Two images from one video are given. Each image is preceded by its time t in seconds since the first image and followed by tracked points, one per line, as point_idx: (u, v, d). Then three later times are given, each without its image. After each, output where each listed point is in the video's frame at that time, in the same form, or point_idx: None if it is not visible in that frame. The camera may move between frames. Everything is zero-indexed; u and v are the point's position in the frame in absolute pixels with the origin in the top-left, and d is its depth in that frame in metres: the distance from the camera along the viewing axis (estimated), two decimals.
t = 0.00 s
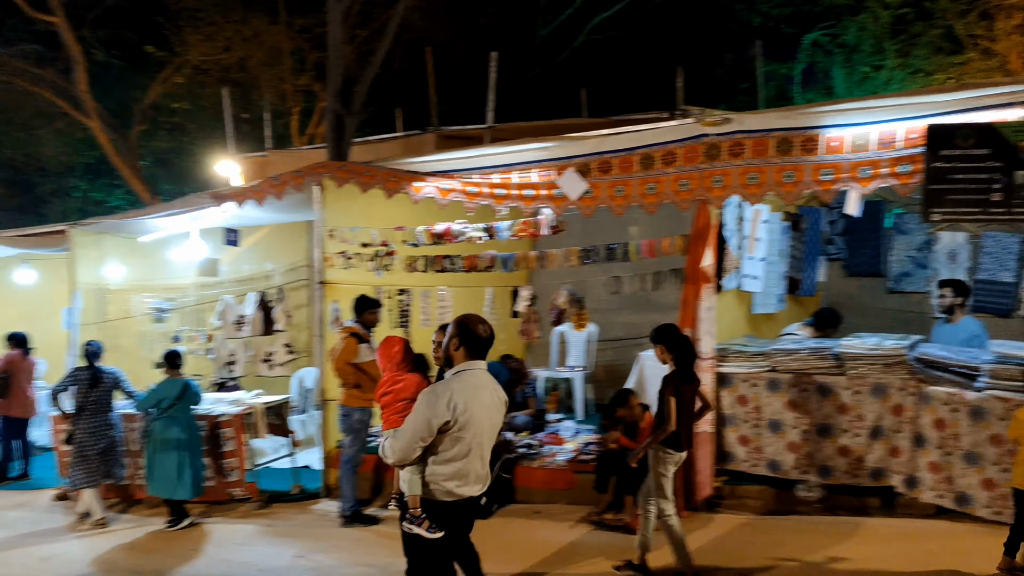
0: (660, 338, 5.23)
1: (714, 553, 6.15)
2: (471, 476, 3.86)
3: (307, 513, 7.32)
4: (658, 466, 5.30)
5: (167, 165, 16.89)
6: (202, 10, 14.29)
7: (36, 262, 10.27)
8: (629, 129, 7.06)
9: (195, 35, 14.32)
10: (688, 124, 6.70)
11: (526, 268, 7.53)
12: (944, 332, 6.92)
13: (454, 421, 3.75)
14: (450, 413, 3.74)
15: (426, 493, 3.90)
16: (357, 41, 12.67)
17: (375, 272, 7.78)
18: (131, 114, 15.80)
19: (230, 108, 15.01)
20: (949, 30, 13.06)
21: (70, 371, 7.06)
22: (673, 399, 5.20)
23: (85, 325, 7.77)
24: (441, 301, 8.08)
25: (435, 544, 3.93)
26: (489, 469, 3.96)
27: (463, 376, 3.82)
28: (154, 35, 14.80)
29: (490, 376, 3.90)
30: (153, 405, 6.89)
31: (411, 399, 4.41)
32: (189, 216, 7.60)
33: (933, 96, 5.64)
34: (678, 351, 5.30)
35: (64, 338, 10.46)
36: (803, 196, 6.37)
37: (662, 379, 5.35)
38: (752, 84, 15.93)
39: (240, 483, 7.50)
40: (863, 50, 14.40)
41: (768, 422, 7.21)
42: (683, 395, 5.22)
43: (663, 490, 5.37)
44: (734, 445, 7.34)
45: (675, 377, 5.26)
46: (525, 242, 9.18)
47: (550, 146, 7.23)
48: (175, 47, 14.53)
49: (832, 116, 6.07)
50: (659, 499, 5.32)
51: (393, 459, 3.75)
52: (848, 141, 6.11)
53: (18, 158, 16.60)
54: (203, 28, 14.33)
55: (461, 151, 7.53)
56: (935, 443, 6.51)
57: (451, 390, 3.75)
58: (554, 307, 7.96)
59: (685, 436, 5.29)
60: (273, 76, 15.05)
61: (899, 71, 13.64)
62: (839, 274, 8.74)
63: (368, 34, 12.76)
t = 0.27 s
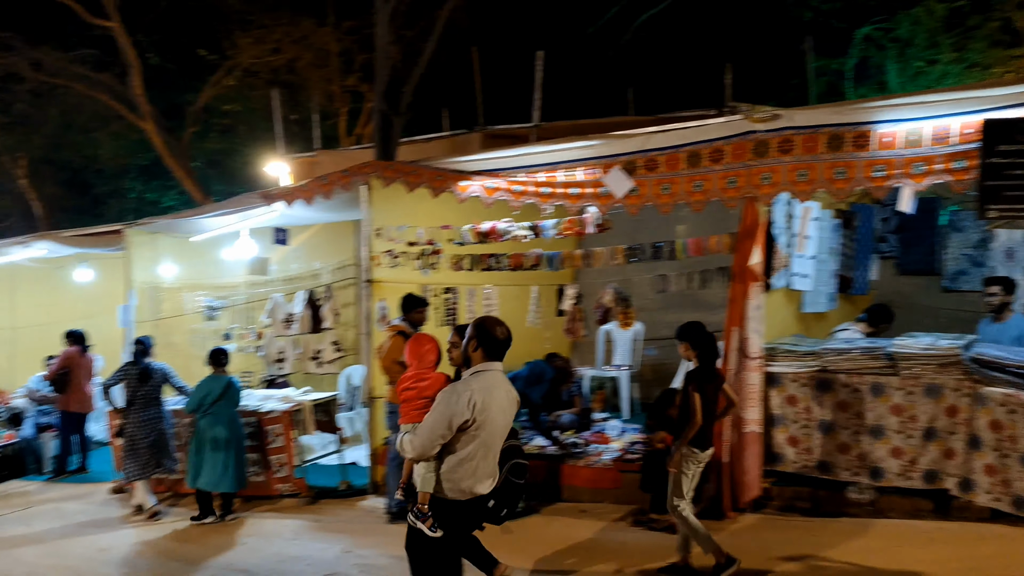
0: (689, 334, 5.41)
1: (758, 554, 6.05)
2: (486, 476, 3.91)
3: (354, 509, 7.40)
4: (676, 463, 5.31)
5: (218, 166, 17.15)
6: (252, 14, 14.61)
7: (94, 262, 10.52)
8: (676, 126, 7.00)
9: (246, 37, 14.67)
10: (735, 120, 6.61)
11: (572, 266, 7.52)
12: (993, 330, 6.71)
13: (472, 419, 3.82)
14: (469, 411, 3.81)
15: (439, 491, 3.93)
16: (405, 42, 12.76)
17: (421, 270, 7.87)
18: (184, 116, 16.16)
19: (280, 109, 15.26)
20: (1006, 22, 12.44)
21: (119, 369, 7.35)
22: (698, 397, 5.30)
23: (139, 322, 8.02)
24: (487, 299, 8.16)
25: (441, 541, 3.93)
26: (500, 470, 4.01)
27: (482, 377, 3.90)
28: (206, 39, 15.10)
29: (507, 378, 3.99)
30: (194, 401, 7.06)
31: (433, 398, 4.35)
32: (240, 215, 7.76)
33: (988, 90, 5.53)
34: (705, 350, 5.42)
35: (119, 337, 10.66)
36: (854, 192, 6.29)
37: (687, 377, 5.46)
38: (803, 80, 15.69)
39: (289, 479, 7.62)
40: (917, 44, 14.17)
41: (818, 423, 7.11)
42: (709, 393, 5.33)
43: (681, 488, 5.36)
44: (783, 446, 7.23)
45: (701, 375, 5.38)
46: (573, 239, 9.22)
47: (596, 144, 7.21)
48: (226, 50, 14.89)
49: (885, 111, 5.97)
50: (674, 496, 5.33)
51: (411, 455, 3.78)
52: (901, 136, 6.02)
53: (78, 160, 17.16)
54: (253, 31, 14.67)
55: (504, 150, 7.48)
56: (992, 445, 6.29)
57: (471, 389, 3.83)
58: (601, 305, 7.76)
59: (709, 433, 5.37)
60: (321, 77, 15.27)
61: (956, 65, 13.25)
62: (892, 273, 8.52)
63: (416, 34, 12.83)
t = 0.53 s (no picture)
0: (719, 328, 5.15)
1: (814, 553, 5.93)
2: (507, 466, 3.81)
3: (407, 501, 7.48)
4: (715, 460, 5.12)
5: (274, 162, 17.59)
6: (309, 12, 14.49)
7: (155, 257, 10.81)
8: (733, 118, 6.87)
9: (301, 36, 14.48)
10: (794, 112, 6.48)
11: (625, 261, 7.43)
12: None
13: (492, 409, 3.73)
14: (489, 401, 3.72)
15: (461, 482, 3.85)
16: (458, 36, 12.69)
17: (474, 265, 7.88)
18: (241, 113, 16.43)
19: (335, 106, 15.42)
20: None
21: (174, 361, 7.45)
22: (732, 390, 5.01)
23: (200, 314, 8.24)
24: (539, 294, 8.08)
25: (469, 532, 3.85)
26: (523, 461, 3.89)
27: (500, 367, 3.81)
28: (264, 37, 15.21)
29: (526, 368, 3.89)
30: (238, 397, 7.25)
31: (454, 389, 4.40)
32: (296, 210, 7.89)
33: None
34: (739, 343, 5.19)
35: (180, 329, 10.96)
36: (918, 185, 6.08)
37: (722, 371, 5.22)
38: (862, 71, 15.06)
39: (343, 471, 7.78)
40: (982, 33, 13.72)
41: (879, 421, 6.93)
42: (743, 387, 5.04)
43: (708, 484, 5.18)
44: (842, 444, 7.08)
45: (734, 368, 5.12)
46: (627, 234, 9.28)
47: (650, 138, 7.18)
48: (284, 48, 14.85)
49: (949, 102, 5.83)
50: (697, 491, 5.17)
51: (432, 445, 3.71)
52: (966, 127, 5.86)
53: (141, 155, 17.70)
54: (309, 29, 14.49)
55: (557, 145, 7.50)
56: None
57: (490, 379, 3.74)
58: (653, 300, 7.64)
59: (745, 426, 5.11)
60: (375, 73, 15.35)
61: None
62: (954, 268, 8.33)
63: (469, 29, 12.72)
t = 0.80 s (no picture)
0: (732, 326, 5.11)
1: (855, 548, 5.87)
2: (499, 468, 3.78)
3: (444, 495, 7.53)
4: (721, 459, 5.24)
5: (310, 158, 17.96)
6: (345, 8, 14.69)
7: (194, 252, 11.00)
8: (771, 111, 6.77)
9: (338, 31, 14.65)
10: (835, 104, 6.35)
11: (662, 256, 7.44)
12: None
13: (483, 412, 3.70)
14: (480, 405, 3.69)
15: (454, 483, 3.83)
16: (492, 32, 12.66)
17: (510, 260, 7.91)
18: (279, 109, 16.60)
19: (371, 102, 15.47)
20: None
21: (209, 355, 7.62)
22: (741, 390, 5.08)
23: (237, 309, 8.25)
24: (575, 288, 8.02)
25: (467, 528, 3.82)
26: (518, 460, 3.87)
27: (493, 371, 3.78)
28: (300, 34, 15.49)
29: (520, 371, 3.85)
30: (265, 390, 7.34)
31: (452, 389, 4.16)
32: (332, 205, 7.98)
33: None
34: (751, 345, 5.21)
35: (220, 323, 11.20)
36: (961, 179, 6.04)
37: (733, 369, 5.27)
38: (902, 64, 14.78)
39: (380, 464, 7.83)
40: None
41: (919, 418, 6.80)
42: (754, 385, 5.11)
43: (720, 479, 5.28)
44: (882, 440, 6.99)
45: (743, 368, 5.13)
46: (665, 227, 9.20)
47: (687, 132, 7.00)
48: (319, 45, 14.96)
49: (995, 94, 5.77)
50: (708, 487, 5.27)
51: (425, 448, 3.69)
52: (1012, 120, 5.81)
53: (182, 152, 18.08)
54: (345, 25, 14.61)
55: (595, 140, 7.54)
56: None
57: (481, 384, 3.71)
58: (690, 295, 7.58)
59: (751, 427, 5.22)
60: (411, 68, 15.44)
61: None
62: (999, 262, 8.19)
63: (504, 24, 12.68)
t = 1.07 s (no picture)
0: (738, 326, 5.24)
1: (885, 549, 5.80)
2: (486, 461, 3.85)
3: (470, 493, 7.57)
4: (727, 456, 5.32)
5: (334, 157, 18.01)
6: (371, 9, 14.89)
7: (221, 251, 10.94)
8: (800, 108, 6.74)
9: (362, 32, 14.75)
10: (865, 102, 6.33)
11: (689, 254, 7.41)
12: None
13: (472, 405, 3.79)
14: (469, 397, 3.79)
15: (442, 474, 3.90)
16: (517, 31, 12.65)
17: (536, 258, 7.92)
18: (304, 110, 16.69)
19: (396, 102, 15.49)
20: None
21: (232, 354, 7.51)
22: (745, 388, 5.21)
23: (265, 307, 8.45)
24: (601, 287, 7.97)
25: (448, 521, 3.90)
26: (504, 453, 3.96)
27: (484, 365, 3.89)
28: (325, 34, 15.69)
29: (508, 366, 3.96)
30: (291, 389, 7.40)
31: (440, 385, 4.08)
32: (359, 205, 8.04)
33: None
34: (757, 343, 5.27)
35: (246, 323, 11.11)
36: (995, 176, 5.90)
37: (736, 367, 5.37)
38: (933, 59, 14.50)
39: (405, 462, 7.84)
40: None
41: (951, 418, 6.69)
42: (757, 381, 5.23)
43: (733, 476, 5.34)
44: (913, 441, 6.88)
45: (749, 367, 5.23)
46: (687, 227, 9.11)
47: (714, 130, 6.99)
48: (344, 46, 15.16)
49: None
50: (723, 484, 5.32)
51: (415, 437, 3.78)
52: None
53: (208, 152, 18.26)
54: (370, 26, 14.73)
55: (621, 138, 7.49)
56: None
57: (471, 376, 3.81)
58: (716, 293, 7.59)
59: (758, 424, 5.31)
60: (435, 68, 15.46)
61: None
62: None
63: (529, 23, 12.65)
